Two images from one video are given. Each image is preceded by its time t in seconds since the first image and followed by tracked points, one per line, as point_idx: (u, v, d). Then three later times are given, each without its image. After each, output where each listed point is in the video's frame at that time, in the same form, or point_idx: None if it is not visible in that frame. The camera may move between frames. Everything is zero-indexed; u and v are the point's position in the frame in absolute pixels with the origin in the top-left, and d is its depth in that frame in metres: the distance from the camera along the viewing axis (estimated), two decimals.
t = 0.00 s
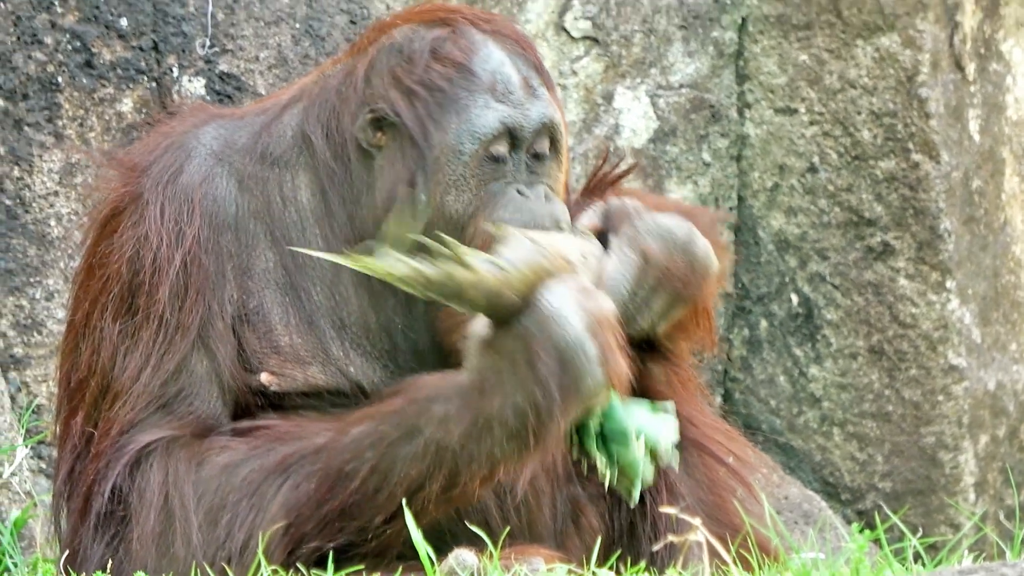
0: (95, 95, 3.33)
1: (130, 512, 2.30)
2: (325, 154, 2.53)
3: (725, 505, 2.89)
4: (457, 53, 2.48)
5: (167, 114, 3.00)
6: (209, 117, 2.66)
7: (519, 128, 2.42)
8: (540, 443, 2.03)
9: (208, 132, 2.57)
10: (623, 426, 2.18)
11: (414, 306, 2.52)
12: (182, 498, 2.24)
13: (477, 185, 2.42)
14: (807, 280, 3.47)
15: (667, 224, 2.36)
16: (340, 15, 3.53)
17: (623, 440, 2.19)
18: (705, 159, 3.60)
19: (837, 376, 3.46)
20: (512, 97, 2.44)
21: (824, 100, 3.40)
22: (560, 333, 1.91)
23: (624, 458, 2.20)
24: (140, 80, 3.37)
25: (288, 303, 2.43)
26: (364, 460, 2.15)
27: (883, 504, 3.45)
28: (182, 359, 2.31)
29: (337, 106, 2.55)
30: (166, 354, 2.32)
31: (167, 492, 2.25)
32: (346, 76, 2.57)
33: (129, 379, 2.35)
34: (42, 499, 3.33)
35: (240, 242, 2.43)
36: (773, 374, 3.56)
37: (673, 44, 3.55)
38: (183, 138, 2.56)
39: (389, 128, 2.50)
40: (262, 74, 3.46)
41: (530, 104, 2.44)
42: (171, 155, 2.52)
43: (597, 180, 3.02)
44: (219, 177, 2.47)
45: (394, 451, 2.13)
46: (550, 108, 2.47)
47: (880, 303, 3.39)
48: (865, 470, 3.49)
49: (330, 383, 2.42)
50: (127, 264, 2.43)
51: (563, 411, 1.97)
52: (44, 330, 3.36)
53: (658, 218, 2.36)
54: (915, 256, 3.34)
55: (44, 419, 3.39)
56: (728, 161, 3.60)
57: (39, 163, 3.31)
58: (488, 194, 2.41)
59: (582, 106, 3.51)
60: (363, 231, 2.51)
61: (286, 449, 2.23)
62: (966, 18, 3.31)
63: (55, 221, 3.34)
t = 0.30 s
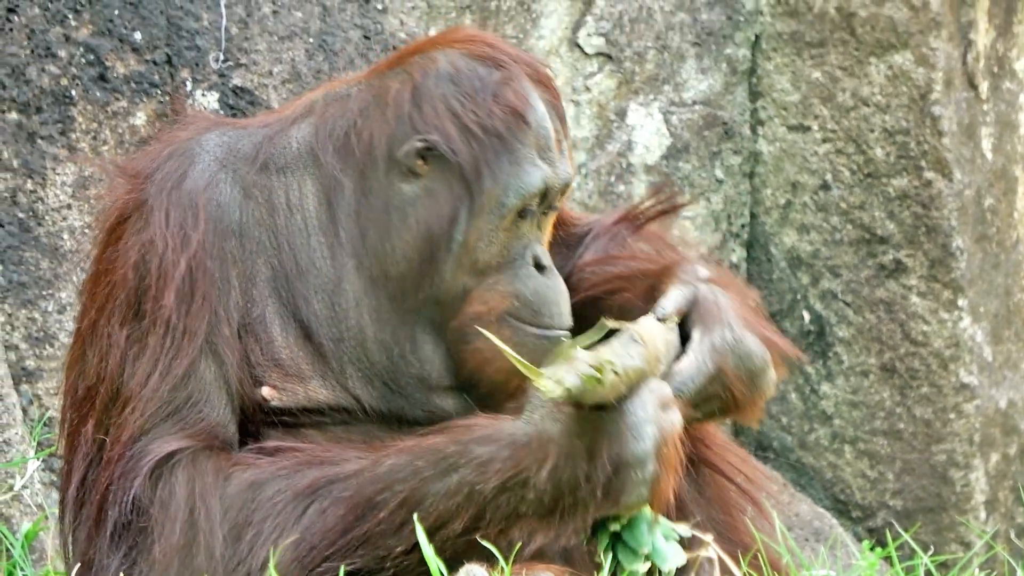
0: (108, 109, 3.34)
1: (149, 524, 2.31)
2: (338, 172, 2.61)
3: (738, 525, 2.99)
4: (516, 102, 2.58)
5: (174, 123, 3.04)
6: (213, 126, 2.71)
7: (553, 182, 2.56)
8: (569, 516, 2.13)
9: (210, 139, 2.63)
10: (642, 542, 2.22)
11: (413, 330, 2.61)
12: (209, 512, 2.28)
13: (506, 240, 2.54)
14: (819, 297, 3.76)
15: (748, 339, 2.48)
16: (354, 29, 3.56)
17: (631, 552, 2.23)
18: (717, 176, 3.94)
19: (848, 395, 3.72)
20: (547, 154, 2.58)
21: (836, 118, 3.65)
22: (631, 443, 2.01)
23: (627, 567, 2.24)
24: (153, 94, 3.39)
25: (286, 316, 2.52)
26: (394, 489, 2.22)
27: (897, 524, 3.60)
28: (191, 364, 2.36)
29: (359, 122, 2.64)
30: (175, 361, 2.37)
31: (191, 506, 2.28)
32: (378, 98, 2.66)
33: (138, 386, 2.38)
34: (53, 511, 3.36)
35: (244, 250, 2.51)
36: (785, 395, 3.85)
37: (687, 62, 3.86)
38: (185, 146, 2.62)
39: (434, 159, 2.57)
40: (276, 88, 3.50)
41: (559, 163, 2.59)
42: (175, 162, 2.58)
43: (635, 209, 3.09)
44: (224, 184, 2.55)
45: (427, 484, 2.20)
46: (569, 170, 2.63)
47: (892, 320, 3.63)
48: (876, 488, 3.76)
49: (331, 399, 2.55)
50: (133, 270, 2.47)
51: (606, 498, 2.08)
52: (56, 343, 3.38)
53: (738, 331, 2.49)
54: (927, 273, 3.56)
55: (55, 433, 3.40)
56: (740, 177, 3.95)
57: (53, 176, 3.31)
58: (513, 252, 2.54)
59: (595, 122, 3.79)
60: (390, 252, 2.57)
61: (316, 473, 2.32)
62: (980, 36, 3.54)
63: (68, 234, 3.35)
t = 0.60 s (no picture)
0: (123, 119, 3.35)
1: (164, 534, 2.30)
2: (359, 184, 2.61)
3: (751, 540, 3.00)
4: (545, 122, 2.60)
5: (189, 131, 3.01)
6: (234, 138, 2.71)
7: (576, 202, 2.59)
8: (567, 538, 2.21)
9: (229, 151, 2.63)
10: None
11: (432, 342, 2.62)
12: (223, 522, 2.28)
13: (528, 261, 2.58)
14: (831, 313, 3.77)
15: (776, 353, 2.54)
16: (369, 41, 3.57)
17: None
18: (731, 192, 3.95)
19: (860, 410, 3.75)
20: (571, 174, 2.60)
21: (851, 134, 3.69)
22: (644, 484, 2.13)
23: None
24: (168, 105, 3.39)
25: (306, 328, 2.53)
26: (408, 499, 2.23)
27: (908, 540, 3.61)
28: (208, 375, 2.36)
29: (385, 137, 2.64)
30: (192, 372, 2.37)
31: (207, 517, 2.28)
32: (402, 112, 2.66)
33: (155, 396, 2.38)
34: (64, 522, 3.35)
35: (263, 262, 2.51)
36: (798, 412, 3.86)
37: (702, 77, 3.88)
38: (205, 158, 2.62)
39: (461, 177, 2.59)
40: (290, 100, 3.51)
41: (581, 181, 2.62)
42: (194, 172, 2.58)
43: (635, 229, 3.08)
44: (243, 196, 2.54)
45: (442, 494, 2.21)
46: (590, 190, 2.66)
47: (904, 337, 3.66)
48: (887, 504, 3.77)
49: (348, 410, 2.56)
50: (152, 280, 2.47)
51: (604, 527, 2.19)
52: (69, 353, 3.37)
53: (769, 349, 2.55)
54: (939, 290, 3.59)
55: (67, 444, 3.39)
56: (753, 193, 3.96)
57: (66, 186, 3.31)
58: (535, 276, 2.58)
59: (609, 137, 3.81)
60: (413, 267, 2.59)
61: (330, 485, 2.32)
62: (994, 54, 3.59)
63: (82, 244, 3.34)
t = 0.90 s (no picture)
0: (133, 128, 3.35)
1: (171, 543, 2.30)
2: (362, 194, 2.61)
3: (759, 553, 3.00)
4: (548, 132, 2.57)
5: (193, 139, 3.01)
6: (238, 149, 2.71)
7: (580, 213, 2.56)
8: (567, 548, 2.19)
9: (233, 161, 2.63)
10: None
11: (434, 352, 2.61)
12: (229, 531, 2.28)
13: (529, 272, 2.55)
14: (840, 326, 3.77)
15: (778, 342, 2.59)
16: (379, 52, 3.57)
17: None
18: (740, 204, 3.93)
19: (868, 423, 3.75)
20: (575, 185, 2.57)
21: (860, 147, 3.70)
22: (642, 498, 2.09)
23: None
24: (178, 114, 3.39)
25: (309, 338, 2.53)
26: (413, 508, 2.23)
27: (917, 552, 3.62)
28: (213, 385, 2.37)
29: (388, 147, 2.63)
30: (196, 382, 2.37)
31: (212, 526, 2.28)
32: (406, 122, 2.64)
33: (160, 406, 2.38)
34: (71, 531, 3.36)
35: (268, 271, 2.52)
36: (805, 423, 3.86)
37: (711, 90, 3.88)
38: (208, 168, 2.62)
39: (464, 187, 2.57)
40: (300, 110, 3.50)
41: (584, 192, 2.59)
42: (198, 182, 2.58)
43: (630, 242, 3.07)
44: (247, 206, 2.55)
45: (447, 502, 2.22)
46: (594, 202, 2.62)
47: (913, 351, 3.68)
48: (894, 518, 3.77)
49: (353, 419, 2.56)
50: (156, 290, 2.48)
51: (602, 536, 2.15)
52: (77, 361, 3.37)
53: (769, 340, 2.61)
54: (948, 303, 3.62)
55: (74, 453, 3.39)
56: (763, 206, 3.95)
57: (76, 195, 3.31)
58: (534, 288, 2.56)
59: (619, 148, 3.81)
60: (415, 278, 2.58)
61: (334, 495, 2.33)
62: (1005, 69, 3.61)
63: (91, 253, 3.35)
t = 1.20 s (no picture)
0: (138, 133, 3.35)
1: (172, 548, 2.32)
2: (360, 198, 2.61)
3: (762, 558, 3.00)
4: (546, 132, 2.56)
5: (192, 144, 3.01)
6: (236, 154, 2.71)
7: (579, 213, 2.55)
8: (567, 547, 2.18)
9: (231, 167, 2.64)
10: None
11: (434, 354, 2.61)
12: (230, 535, 2.28)
13: (528, 272, 2.55)
14: (845, 332, 3.77)
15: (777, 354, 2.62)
16: (384, 57, 3.57)
17: None
18: (745, 210, 3.96)
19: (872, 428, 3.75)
20: (573, 185, 2.57)
21: (865, 153, 3.70)
22: (642, 494, 2.06)
23: None
24: (183, 119, 3.39)
25: (309, 341, 2.54)
26: (412, 510, 2.24)
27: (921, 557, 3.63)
28: (213, 390, 2.37)
29: (387, 150, 2.63)
30: (195, 386, 2.37)
31: (212, 530, 2.29)
32: (404, 125, 2.64)
33: (160, 411, 2.39)
34: (76, 535, 3.37)
35: (267, 276, 2.52)
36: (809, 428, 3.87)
37: (717, 95, 3.90)
38: (206, 173, 2.63)
39: (462, 189, 2.57)
40: (305, 115, 3.51)
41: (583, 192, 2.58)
42: (196, 188, 2.59)
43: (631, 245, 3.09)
44: (245, 210, 2.55)
45: (446, 504, 2.22)
46: (593, 202, 2.62)
47: (918, 357, 3.67)
48: (899, 523, 3.78)
49: (354, 423, 2.57)
50: (155, 296, 2.48)
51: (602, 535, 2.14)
52: (82, 366, 3.38)
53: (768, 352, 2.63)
54: (953, 309, 3.62)
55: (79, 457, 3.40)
56: (768, 212, 3.97)
57: (82, 199, 3.32)
58: (534, 289, 2.56)
59: (625, 154, 3.84)
60: (414, 280, 2.57)
61: (334, 498, 2.34)
62: (1010, 75, 3.63)
63: (95, 257, 3.35)
